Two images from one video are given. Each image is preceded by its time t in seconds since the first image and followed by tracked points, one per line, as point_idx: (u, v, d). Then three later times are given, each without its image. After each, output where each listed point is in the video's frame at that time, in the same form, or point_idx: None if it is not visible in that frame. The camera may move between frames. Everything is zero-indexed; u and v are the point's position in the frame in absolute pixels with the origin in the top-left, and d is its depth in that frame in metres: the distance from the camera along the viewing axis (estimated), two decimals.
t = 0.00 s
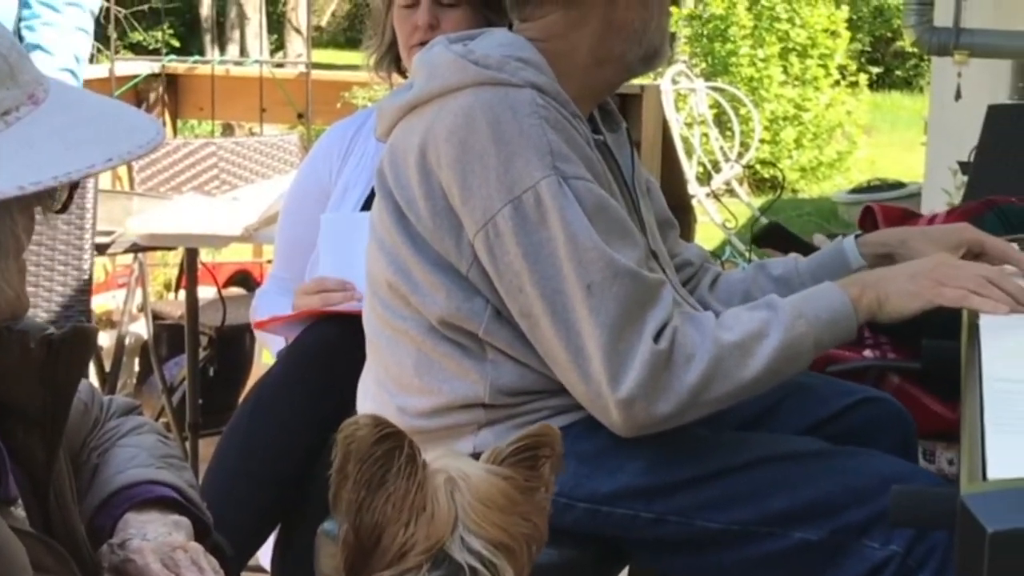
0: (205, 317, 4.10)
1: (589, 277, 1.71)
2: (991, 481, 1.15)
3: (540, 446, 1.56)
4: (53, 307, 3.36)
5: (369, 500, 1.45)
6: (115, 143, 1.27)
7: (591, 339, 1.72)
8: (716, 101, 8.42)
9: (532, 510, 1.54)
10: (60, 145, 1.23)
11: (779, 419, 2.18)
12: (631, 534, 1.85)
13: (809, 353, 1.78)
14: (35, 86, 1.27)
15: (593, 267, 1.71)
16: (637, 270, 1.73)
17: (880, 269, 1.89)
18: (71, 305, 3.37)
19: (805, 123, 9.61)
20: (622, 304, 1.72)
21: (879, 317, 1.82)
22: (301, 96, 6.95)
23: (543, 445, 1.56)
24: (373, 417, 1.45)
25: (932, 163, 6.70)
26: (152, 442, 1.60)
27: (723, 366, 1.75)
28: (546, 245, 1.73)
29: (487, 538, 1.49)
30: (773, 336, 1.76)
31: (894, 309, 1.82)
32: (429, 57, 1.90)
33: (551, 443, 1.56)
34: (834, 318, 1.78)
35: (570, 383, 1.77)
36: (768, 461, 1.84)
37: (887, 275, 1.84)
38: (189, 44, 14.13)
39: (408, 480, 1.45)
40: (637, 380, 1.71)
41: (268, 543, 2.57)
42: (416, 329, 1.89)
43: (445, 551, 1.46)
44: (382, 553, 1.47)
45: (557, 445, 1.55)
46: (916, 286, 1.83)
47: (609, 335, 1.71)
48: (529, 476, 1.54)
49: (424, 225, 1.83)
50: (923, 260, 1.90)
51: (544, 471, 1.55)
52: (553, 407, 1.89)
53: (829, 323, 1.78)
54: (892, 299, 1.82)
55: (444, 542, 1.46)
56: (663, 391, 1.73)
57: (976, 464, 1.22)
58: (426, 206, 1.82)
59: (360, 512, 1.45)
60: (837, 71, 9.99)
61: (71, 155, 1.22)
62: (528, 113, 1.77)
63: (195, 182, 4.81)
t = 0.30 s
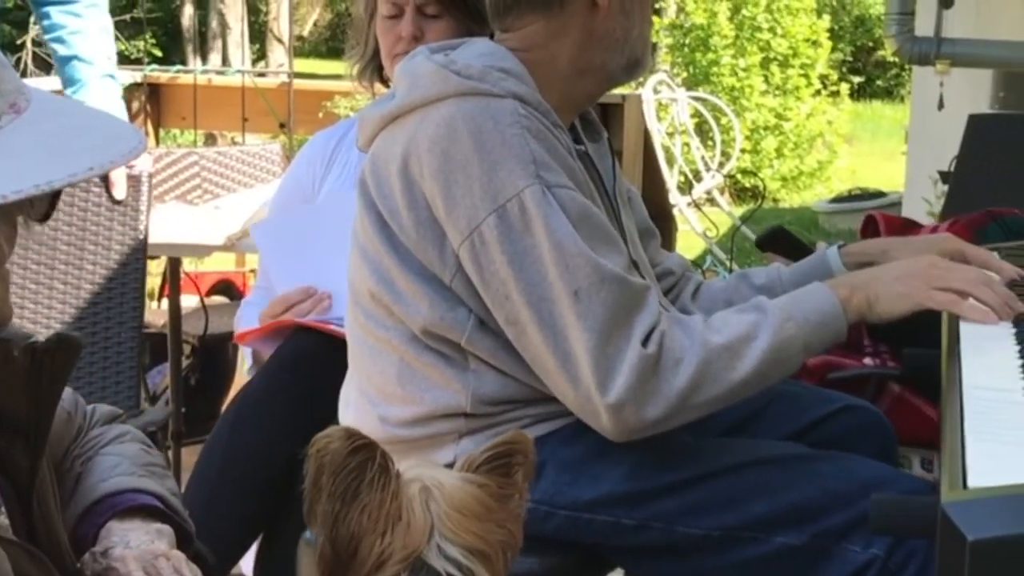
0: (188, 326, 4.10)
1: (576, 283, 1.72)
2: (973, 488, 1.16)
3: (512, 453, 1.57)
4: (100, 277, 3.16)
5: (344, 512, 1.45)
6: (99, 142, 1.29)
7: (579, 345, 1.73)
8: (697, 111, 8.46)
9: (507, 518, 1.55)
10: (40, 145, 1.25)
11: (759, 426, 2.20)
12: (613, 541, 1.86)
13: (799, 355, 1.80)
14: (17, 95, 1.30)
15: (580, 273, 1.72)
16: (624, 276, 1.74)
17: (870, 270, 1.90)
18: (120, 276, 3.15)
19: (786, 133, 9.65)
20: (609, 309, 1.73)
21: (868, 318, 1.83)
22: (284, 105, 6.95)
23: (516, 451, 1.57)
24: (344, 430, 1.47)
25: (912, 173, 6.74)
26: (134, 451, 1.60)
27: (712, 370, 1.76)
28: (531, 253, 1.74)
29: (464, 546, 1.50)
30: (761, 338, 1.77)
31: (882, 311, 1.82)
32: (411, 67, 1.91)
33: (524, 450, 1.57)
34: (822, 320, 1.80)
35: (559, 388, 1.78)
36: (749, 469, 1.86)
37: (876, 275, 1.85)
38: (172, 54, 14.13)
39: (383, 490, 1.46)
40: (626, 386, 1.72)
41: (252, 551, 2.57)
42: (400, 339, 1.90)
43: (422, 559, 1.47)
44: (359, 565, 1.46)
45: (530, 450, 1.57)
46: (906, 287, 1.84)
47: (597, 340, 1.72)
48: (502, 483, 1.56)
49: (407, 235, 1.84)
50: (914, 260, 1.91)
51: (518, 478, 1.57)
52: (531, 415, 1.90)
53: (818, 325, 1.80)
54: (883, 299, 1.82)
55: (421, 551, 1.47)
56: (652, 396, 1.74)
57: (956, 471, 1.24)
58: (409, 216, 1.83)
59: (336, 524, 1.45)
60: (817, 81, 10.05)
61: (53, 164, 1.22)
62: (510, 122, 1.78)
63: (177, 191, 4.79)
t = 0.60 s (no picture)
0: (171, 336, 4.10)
1: (557, 299, 1.74)
2: (953, 498, 1.18)
3: (500, 464, 1.58)
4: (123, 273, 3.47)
5: (329, 521, 1.46)
6: (87, 154, 1.30)
7: (557, 361, 1.74)
8: (679, 122, 8.50)
9: (491, 529, 1.56)
10: (28, 155, 1.27)
11: (740, 438, 2.21)
12: (595, 553, 1.87)
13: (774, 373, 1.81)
14: (3, 108, 1.32)
15: (561, 289, 1.73)
16: (604, 294, 1.76)
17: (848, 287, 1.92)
18: (141, 273, 3.45)
19: (766, 144, 9.70)
20: (589, 324, 1.74)
21: (844, 336, 1.85)
22: (267, 116, 6.96)
23: (504, 461, 1.59)
24: (333, 437, 1.49)
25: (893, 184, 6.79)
26: (116, 461, 1.61)
27: (689, 388, 1.78)
28: (513, 267, 1.76)
29: (448, 556, 1.50)
30: (739, 356, 1.78)
31: (856, 328, 1.84)
32: (396, 78, 1.92)
33: (512, 461, 1.59)
34: (799, 338, 1.81)
35: (536, 404, 1.79)
36: (729, 482, 1.87)
37: (852, 292, 1.87)
38: (155, 64, 14.12)
39: (368, 500, 1.47)
40: (604, 403, 1.73)
41: (233, 562, 2.57)
42: (382, 349, 1.91)
43: (406, 570, 1.48)
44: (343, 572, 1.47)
45: (517, 462, 1.58)
46: (882, 304, 1.86)
47: (576, 356, 1.74)
48: (489, 494, 1.56)
49: (391, 247, 1.85)
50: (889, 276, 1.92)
51: (505, 489, 1.58)
52: (514, 426, 1.91)
53: (793, 344, 1.81)
54: (858, 318, 1.84)
55: (404, 561, 1.48)
56: (631, 412, 1.76)
57: (938, 482, 1.25)
58: (393, 228, 1.84)
59: (321, 531, 1.46)
60: (798, 92, 10.11)
61: (40, 179, 1.23)
62: (495, 136, 1.80)
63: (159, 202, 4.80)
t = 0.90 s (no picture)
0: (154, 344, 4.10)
1: (531, 312, 1.75)
2: (932, 505, 1.19)
3: (476, 470, 1.61)
4: (112, 280, 3.51)
5: (308, 530, 1.46)
6: (77, 160, 1.32)
7: (531, 373, 1.76)
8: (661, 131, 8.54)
9: (470, 534, 1.58)
10: (16, 160, 1.28)
11: (721, 446, 2.23)
12: (576, 560, 1.88)
13: (746, 385, 1.83)
14: None
15: (536, 301, 1.75)
16: (579, 307, 1.77)
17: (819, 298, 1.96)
18: (131, 279, 3.49)
19: (747, 153, 9.73)
20: (562, 337, 1.76)
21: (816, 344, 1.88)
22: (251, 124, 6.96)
23: (480, 467, 1.61)
24: (308, 448, 1.46)
25: (874, 193, 6.83)
26: (100, 468, 1.62)
27: (660, 402, 1.79)
28: (491, 277, 1.77)
29: (427, 562, 1.52)
30: (710, 367, 1.80)
31: (831, 336, 1.87)
32: (379, 86, 1.94)
33: (487, 466, 1.61)
34: (769, 349, 1.83)
35: (512, 419, 1.80)
36: (709, 489, 1.89)
37: (824, 303, 1.91)
38: (138, 73, 14.11)
39: (345, 511, 1.47)
40: (577, 417, 1.75)
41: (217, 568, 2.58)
42: (364, 357, 1.92)
43: None
44: None
45: (492, 467, 1.60)
46: (853, 313, 1.90)
47: (550, 368, 1.75)
48: (466, 500, 1.59)
49: (371, 255, 1.86)
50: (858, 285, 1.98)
51: (481, 494, 1.60)
52: (496, 434, 1.92)
53: (766, 355, 1.83)
54: (830, 326, 1.87)
55: (384, 569, 1.49)
56: (603, 426, 1.77)
57: (917, 488, 1.27)
58: (374, 237, 1.85)
59: (300, 542, 1.46)
60: (779, 102, 10.16)
61: (23, 189, 1.23)
62: (477, 145, 1.82)
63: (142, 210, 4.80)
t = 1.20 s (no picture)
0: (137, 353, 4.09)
1: (516, 315, 1.76)
2: (913, 513, 1.21)
3: (458, 478, 1.60)
4: (95, 290, 3.50)
5: (290, 540, 1.46)
6: (61, 167, 1.33)
7: (518, 374, 1.77)
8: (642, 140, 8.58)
9: (451, 542, 1.59)
10: None
11: (702, 453, 2.24)
12: (558, 566, 1.89)
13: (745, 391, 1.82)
14: None
15: (520, 305, 1.76)
16: (565, 308, 1.78)
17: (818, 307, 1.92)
18: (114, 288, 3.49)
19: (730, 162, 9.71)
20: (549, 339, 1.77)
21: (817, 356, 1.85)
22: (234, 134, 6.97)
23: (461, 476, 1.61)
24: (290, 458, 1.47)
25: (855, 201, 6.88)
26: (83, 477, 1.62)
27: (650, 408, 1.80)
28: (477, 281, 1.78)
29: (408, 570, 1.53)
30: (704, 375, 1.80)
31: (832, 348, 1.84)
32: (360, 94, 1.94)
33: (468, 475, 1.61)
34: (767, 358, 1.82)
35: (502, 421, 1.81)
36: (691, 497, 1.90)
37: (826, 313, 1.88)
38: (120, 83, 14.09)
39: (327, 519, 1.47)
40: (564, 416, 1.76)
41: None
42: (348, 365, 1.92)
43: None
44: None
45: (474, 476, 1.61)
46: (856, 325, 1.86)
47: (536, 369, 1.76)
48: (445, 509, 1.59)
49: (357, 261, 1.87)
50: (866, 294, 1.96)
51: (463, 502, 1.60)
52: (478, 442, 1.93)
53: (764, 362, 1.82)
54: (831, 337, 1.84)
55: None
56: (590, 429, 1.78)
57: (898, 496, 1.28)
58: (359, 242, 1.86)
59: (282, 552, 1.46)
60: (761, 111, 10.21)
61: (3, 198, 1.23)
62: (461, 148, 1.82)
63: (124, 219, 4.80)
